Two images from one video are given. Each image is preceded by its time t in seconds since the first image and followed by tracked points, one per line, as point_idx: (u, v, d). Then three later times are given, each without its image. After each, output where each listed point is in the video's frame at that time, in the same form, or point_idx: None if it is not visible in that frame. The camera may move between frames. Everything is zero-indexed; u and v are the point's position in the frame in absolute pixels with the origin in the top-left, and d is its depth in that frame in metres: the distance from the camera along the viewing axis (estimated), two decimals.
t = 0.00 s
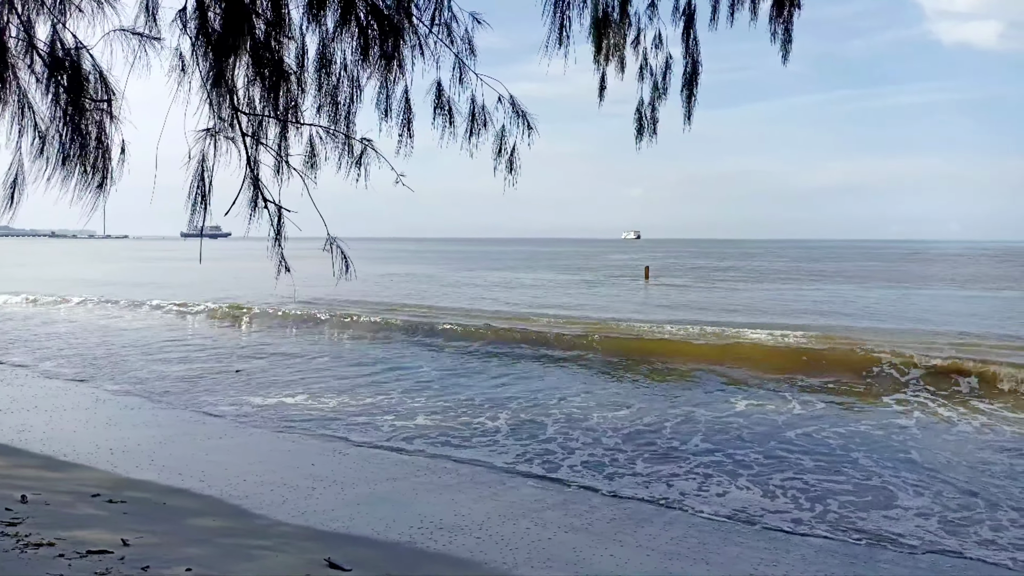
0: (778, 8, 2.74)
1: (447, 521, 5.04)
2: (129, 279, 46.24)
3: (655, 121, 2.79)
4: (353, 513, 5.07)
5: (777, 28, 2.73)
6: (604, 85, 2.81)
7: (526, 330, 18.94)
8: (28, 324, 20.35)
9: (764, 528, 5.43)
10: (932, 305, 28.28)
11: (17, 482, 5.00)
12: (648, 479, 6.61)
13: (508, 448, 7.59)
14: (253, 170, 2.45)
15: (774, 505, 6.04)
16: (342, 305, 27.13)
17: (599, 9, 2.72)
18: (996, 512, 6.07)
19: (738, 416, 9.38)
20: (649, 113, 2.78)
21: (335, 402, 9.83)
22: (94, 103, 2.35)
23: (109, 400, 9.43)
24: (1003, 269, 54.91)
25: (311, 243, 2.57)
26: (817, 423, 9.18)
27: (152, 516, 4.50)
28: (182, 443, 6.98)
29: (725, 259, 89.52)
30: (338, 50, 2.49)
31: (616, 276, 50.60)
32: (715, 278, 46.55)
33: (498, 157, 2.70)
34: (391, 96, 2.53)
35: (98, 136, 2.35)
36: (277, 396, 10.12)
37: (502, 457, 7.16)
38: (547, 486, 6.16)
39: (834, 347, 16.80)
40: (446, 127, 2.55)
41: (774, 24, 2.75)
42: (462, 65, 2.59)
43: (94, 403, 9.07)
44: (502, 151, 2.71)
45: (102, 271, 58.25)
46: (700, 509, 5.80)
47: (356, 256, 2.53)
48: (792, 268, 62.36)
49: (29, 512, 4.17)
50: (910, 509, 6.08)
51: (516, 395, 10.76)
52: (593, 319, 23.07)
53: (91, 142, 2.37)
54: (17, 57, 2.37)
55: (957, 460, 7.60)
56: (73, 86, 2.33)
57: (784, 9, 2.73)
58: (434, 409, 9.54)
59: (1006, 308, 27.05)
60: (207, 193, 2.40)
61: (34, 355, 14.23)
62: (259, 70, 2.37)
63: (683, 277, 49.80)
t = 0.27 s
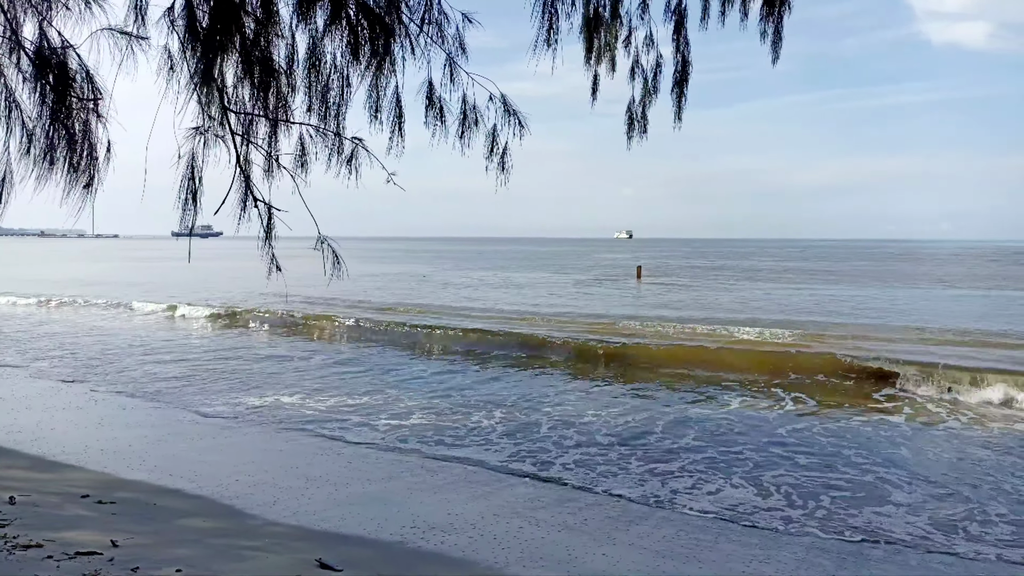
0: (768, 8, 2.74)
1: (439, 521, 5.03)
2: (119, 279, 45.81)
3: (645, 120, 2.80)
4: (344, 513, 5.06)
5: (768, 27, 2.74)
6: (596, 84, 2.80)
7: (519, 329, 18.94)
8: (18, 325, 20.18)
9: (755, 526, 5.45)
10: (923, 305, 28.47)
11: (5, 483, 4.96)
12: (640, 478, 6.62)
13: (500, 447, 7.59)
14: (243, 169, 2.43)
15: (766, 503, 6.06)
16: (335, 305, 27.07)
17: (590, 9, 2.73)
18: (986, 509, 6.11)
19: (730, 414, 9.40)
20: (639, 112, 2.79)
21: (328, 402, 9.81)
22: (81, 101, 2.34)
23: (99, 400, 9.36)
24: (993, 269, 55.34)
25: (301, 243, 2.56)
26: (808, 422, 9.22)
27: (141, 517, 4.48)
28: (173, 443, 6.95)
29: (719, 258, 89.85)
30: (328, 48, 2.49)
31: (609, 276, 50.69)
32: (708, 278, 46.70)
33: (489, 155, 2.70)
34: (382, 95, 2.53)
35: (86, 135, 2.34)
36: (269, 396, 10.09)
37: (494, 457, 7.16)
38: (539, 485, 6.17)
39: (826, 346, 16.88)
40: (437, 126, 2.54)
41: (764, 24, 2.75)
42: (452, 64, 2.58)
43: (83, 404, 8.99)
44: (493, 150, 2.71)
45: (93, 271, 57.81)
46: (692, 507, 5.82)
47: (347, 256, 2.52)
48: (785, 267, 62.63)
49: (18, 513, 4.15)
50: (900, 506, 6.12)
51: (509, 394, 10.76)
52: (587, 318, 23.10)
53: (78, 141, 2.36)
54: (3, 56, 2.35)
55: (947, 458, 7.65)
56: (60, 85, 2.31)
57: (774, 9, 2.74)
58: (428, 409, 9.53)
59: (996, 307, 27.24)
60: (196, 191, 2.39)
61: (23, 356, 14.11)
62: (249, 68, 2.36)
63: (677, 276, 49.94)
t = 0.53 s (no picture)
0: (756, 8, 2.75)
1: (429, 521, 5.01)
2: (107, 279, 45.32)
3: (634, 120, 2.80)
4: (333, 514, 5.04)
5: (755, 27, 2.75)
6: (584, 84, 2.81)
7: (512, 328, 18.96)
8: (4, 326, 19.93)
9: (744, 523, 5.46)
10: (911, 303, 28.72)
11: None
12: (630, 476, 6.63)
13: (491, 446, 7.58)
14: (229, 167, 2.42)
15: (755, 500, 6.09)
16: (327, 304, 27.01)
17: (578, 8, 2.73)
18: (972, 504, 6.16)
19: (721, 413, 9.44)
20: (628, 112, 2.80)
21: (319, 401, 9.78)
22: (65, 100, 2.32)
23: (86, 401, 9.27)
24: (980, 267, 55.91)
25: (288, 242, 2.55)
26: (798, 420, 9.27)
27: (128, 519, 4.45)
28: (161, 444, 6.90)
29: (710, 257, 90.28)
30: (315, 47, 2.47)
31: (601, 275, 50.86)
32: (700, 277, 46.93)
33: (477, 154, 2.70)
34: (370, 93, 2.52)
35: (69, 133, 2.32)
36: (261, 397, 10.04)
37: (485, 456, 7.15)
38: (530, 484, 6.17)
39: (817, 344, 16.96)
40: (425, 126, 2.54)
41: (751, 24, 2.76)
42: (441, 62, 2.58)
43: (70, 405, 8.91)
44: (481, 149, 2.71)
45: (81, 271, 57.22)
46: (682, 506, 5.83)
47: (334, 255, 2.50)
48: (775, 266, 63.05)
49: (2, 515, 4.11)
50: (888, 502, 6.17)
51: (502, 393, 10.76)
52: (579, 317, 23.15)
53: (61, 140, 2.33)
54: None
55: (935, 454, 7.71)
56: (43, 83, 2.29)
57: (762, 9, 2.75)
58: (420, 409, 9.51)
59: (983, 305, 27.50)
60: (181, 191, 2.37)
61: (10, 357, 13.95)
62: (235, 67, 2.35)
63: (668, 275, 50.16)
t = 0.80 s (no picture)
0: (743, 11, 2.77)
1: (417, 522, 5.00)
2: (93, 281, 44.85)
3: (623, 122, 2.81)
4: (321, 516, 5.01)
5: (743, 30, 2.76)
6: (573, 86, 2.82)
7: (502, 329, 18.96)
8: None
9: (731, 522, 5.49)
10: (898, 304, 29.03)
11: None
12: (620, 476, 6.65)
13: (481, 447, 7.58)
14: (216, 168, 2.41)
15: (743, 500, 6.12)
16: (318, 306, 26.94)
17: (566, 10, 2.74)
18: (957, 503, 6.22)
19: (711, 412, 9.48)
20: (617, 114, 2.80)
21: (308, 403, 9.73)
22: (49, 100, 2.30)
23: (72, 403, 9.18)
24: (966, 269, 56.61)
25: (277, 244, 2.54)
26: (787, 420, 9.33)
27: (113, 522, 4.41)
28: (148, 446, 6.85)
29: (700, 258, 90.80)
30: (303, 47, 2.47)
31: (592, 276, 51.08)
32: (689, 278, 47.26)
33: (467, 156, 2.70)
34: (358, 94, 2.52)
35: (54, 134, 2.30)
36: (251, 398, 10.01)
37: (475, 457, 7.15)
38: (520, 485, 6.16)
39: (805, 345, 17.10)
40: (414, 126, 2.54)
41: (738, 27, 2.78)
42: (429, 63, 2.58)
43: (55, 407, 8.83)
44: (471, 150, 2.71)
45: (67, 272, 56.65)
46: (671, 505, 5.86)
47: (323, 256, 2.50)
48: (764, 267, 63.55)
49: None
50: (875, 501, 6.22)
51: (493, 394, 10.77)
52: (570, 318, 23.18)
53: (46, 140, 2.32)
54: None
55: (921, 454, 7.79)
56: (28, 84, 2.28)
57: (750, 12, 2.76)
58: (410, 409, 9.50)
59: (968, 305, 27.85)
60: (168, 192, 2.36)
61: None
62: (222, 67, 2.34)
63: (658, 277, 50.45)
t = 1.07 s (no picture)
0: (731, 15, 2.79)
1: (409, 525, 4.99)
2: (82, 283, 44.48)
3: (613, 125, 2.82)
4: (311, 519, 5.00)
5: (731, 34, 2.78)
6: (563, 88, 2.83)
7: (494, 331, 18.96)
8: None
9: (722, 523, 5.51)
10: (886, 306, 29.29)
11: None
12: (611, 478, 6.66)
13: (473, 449, 7.57)
14: (205, 171, 2.40)
15: (733, 501, 6.15)
16: (309, 308, 26.87)
17: (556, 13, 2.74)
18: (945, 503, 6.27)
19: (702, 415, 9.49)
20: (607, 117, 2.81)
21: (299, 406, 9.69)
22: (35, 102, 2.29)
23: (59, 406, 9.10)
24: (952, 271, 57.22)
25: (267, 245, 2.53)
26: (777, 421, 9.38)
27: (100, 527, 4.37)
28: (137, 449, 6.80)
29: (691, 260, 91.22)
30: (293, 49, 2.47)
31: (583, 278, 51.28)
32: (680, 280, 47.52)
33: (457, 158, 2.71)
34: (348, 96, 2.51)
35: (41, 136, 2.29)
36: (241, 401, 9.97)
37: (466, 459, 7.13)
38: (511, 487, 6.17)
39: (795, 346, 17.21)
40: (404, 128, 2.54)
41: (727, 31, 2.80)
42: (420, 64, 2.58)
43: (42, 410, 8.74)
44: (462, 153, 2.71)
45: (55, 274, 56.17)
46: (662, 507, 5.87)
47: (313, 259, 2.49)
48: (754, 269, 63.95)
49: None
50: (864, 501, 6.26)
51: (484, 395, 10.75)
52: (562, 320, 23.22)
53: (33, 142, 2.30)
54: None
55: (909, 454, 7.85)
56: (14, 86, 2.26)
57: (738, 16, 2.78)
58: (402, 411, 9.49)
59: (954, 307, 28.16)
60: (156, 194, 2.35)
61: None
62: (211, 68, 2.33)
63: (650, 279, 50.60)
